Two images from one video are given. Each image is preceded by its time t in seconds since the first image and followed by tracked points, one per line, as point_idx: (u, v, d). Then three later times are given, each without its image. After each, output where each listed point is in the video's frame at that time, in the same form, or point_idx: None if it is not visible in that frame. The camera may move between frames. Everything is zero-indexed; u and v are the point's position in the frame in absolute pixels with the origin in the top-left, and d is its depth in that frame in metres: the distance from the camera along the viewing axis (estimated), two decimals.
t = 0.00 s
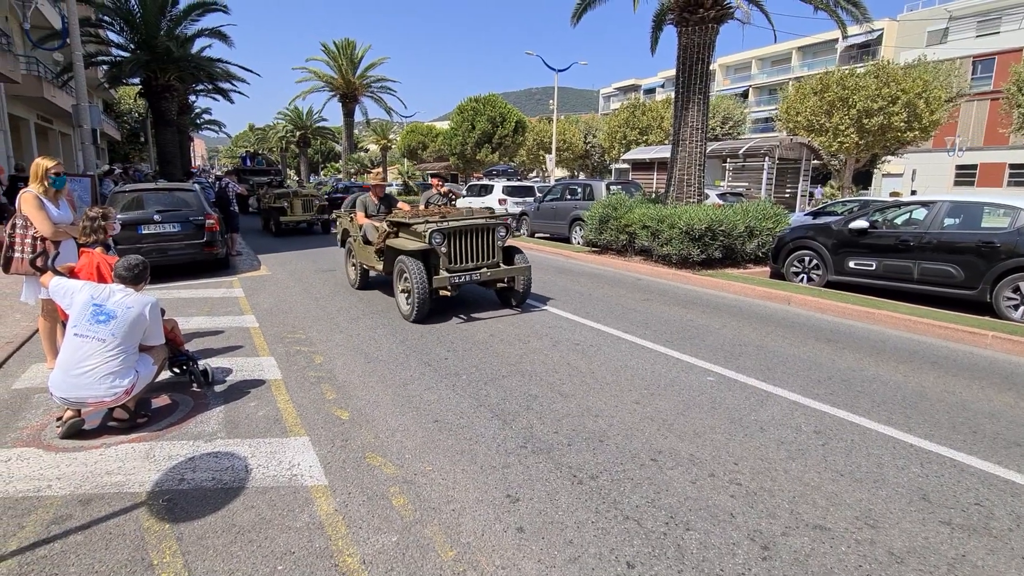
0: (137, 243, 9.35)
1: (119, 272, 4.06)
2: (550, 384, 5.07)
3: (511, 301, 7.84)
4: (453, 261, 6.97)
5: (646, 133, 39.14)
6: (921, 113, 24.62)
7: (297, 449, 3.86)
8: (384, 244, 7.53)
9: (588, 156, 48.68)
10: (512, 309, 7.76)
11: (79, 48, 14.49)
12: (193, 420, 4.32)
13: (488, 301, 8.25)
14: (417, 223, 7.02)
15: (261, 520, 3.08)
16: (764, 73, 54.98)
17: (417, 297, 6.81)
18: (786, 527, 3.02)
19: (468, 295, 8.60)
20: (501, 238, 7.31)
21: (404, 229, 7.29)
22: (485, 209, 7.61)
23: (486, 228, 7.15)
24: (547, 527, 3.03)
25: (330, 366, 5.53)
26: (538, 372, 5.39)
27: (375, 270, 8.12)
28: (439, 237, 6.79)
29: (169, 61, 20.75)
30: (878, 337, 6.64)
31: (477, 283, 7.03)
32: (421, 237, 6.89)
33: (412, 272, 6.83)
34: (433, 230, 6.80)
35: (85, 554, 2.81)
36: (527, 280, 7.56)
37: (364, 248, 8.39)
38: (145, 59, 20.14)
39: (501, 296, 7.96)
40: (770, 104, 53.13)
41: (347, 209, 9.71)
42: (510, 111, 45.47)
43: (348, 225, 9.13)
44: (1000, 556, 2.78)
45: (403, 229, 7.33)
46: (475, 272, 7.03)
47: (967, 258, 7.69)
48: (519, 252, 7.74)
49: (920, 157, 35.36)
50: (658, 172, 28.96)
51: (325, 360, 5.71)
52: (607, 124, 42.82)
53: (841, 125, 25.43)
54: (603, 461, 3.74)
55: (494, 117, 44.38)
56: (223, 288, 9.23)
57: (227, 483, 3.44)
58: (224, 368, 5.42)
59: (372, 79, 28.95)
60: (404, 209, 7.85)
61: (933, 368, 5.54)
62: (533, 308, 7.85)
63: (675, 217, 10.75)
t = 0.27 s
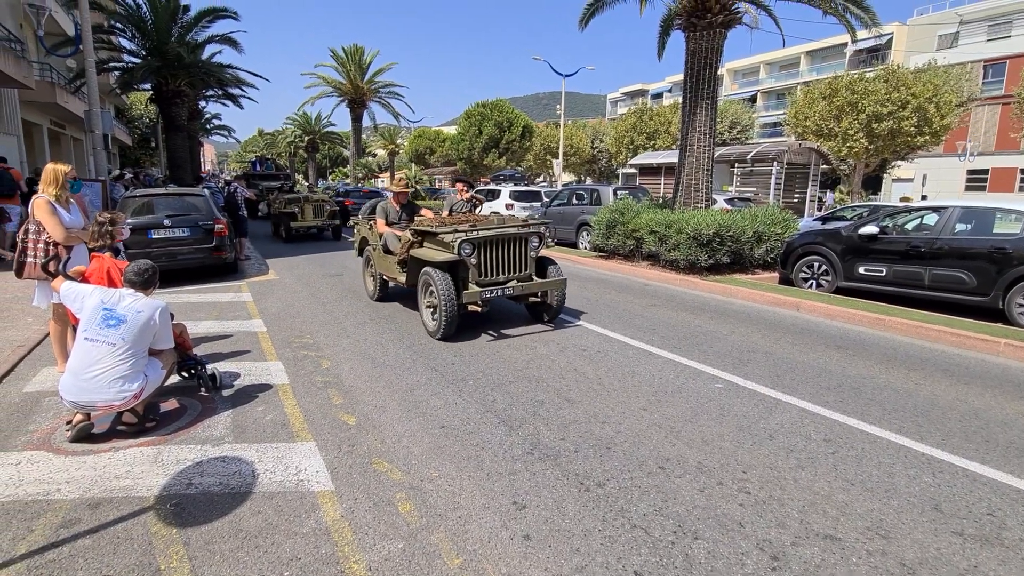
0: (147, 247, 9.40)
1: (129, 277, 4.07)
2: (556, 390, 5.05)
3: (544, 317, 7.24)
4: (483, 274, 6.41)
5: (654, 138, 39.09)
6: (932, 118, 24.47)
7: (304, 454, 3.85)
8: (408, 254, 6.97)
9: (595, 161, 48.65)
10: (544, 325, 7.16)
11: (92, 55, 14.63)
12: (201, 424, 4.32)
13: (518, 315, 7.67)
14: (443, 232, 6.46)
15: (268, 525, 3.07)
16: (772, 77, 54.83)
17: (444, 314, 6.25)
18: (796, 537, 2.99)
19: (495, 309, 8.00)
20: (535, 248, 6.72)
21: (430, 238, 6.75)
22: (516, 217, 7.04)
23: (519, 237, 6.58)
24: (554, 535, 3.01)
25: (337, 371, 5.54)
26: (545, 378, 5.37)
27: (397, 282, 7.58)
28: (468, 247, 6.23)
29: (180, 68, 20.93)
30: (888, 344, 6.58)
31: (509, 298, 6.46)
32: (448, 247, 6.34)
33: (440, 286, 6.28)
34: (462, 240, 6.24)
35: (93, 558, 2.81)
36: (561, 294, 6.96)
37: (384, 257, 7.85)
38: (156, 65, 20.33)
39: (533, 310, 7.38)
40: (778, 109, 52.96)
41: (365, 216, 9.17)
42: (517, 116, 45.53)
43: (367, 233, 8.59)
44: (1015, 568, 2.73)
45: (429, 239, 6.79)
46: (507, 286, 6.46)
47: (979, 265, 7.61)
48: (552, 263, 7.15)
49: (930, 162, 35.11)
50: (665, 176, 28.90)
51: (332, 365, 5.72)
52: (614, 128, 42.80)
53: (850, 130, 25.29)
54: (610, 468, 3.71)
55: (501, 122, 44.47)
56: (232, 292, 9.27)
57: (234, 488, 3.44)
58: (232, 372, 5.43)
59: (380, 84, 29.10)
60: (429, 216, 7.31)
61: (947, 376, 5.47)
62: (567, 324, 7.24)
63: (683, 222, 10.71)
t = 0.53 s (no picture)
0: (156, 250, 9.45)
1: (137, 280, 4.09)
2: (562, 396, 5.02)
3: (580, 333, 6.70)
4: (517, 288, 5.92)
5: (660, 142, 39.04)
6: (941, 122, 24.31)
7: (310, 458, 3.85)
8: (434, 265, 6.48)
9: (601, 165, 48.63)
10: (581, 343, 6.62)
11: (103, 60, 14.77)
12: (207, 427, 4.32)
13: (551, 332, 7.13)
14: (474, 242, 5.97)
15: (273, 529, 3.07)
16: (779, 82, 54.65)
17: (475, 331, 5.72)
18: (804, 546, 2.95)
19: (524, 324, 7.46)
20: (572, 260, 6.22)
21: (459, 247, 6.24)
22: (551, 226, 6.56)
23: (555, 247, 6.09)
24: (559, 542, 2.98)
25: (343, 374, 5.53)
26: (550, 383, 5.34)
27: (420, 293, 7.06)
28: (501, 259, 5.75)
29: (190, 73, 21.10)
30: (898, 350, 6.51)
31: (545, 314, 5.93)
32: (480, 258, 5.83)
33: (470, 300, 5.76)
34: (495, 251, 5.75)
35: (99, 560, 2.81)
36: (599, 309, 6.43)
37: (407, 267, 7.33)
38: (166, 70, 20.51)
39: (568, 327, 6.83)
40: (786, 113, 52.79)
41: (384, 223, 8.66)
42: (523, 120, 45.62)
43: (387, 241, 8.09)
44: None
45: (458, 248, 6.28)
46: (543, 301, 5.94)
47: (991, 271, 7.52)
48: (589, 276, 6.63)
49: (939, 166, 34.86)
50: (672, 181, 28.85)
51: (337, 368, 5.72)
52: (620, 133, 42.79)
53: (858, 134, 25.17)
54: (616, 474, 3.68)
55: (507, 127, 44.55)
56: (239, 295, 9.30)
57: (240, 491, 3.44)
58: (238, 375, 5.43)
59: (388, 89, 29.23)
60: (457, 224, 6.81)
61: (958, 383, 5.40)
62: (604, 341, 6.69)
63: (690, 227, 10.67)
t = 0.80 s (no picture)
0: (163, 255, 9.52)
1: (144, 284, 4.09)
2: (566, 401, 5.00)
3: (622, 353, 6.08)
4: (557, 305, 5.31)
5: (666, 147, 39.05)
6: (949, 127, 24.21)
7: (314, 463, 3.83)
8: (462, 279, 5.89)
9: (606, 171, 48.68)
10: (624, 364, 6.00)
11: (114, 66, 14.91)
12: (212, 431, 4.32)
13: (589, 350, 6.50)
14: (508, 253, 5.36)
15: (276, 534, 3.05)
16: (785, 87, 54.61)
17: (510, 355, 5.12)
18: (812, 555, 2.91)
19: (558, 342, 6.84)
20: (616, 273, 5.60)
21: (490, 259, 5.63)
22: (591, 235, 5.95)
23: (597, 259, 5.47)
24: (564, 550, 2.95)
25: (348, 379, 5.52)
26: (555, 389, 5.32)
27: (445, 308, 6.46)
28: (539, 272, 5.15)
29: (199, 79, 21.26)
30: (907, 357, 6.45)
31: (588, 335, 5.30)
32: (514, 272, 5.22)
33: (505, 319, 5.16)
34: (532, 264, 5.13)
35: (103, 564, 2.80)
36: (644, 328, 5.79)
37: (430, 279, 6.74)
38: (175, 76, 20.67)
39: (609, 346, 6.19)
40: (792, 119, 52.72)
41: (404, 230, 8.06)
42: (529, 126, 45.74)
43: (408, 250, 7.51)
44: None
45: (489, 260, 5.67)
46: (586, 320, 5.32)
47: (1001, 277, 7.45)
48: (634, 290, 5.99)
49: (948, 172, 34.67)
50: (677, 186, 28.83)
51: (342, 373, 5.72)
52: (626, 138, 42.83)
53: (865, 140, 25.09)
54: (620, 482, 3.65)
55: (513, 132, 44.65)
56: (245, 300, 9.31)
57: (244, 496, 3.42)
58: (244, 380, 5.43)
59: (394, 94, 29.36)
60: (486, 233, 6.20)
61: (968, 391, 5.33)
62: (649, 362, 6.08)
63: (696, 232, 10.63)
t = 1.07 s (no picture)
0: (170, 260, 9.56)
1: (151, 289, 4.10)
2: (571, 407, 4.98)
3: (673, 377, 5.44)
4: (604, 325, 4.71)
5: (671, 153, 39.02)
6: (956, 132, 24.12)
7: (319, 468, 3.82)
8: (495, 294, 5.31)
9: (611, 176, 48.69)
10: (677, 390, 5.35)
11: (123, 73, 15.03)
12: (217, 436, 4.31)
13: (632, 373, 5.87)
14: (548, 266, 4.76)
15: (280, 540, 3.04)
16: (791, 92, 54.55)
17: (555, 384, 4.51)
18: (820, 564, 2.87)
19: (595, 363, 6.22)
20: (668, 288, 5.01)
21: (528, 274, 5.03)
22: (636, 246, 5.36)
23: (648, 274, 4.87)
24: (568, 557, 2.93)
25: (353, 384, 5.51)
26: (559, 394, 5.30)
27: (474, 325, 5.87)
28: (585, 288, 4.55)
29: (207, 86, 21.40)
30: (915, 364, 6.40)
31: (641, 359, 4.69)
32: (558, 288, 4.63)
33: (549, 340, 4.57)
34: (579, 279, 4.53)
35: (108, 569, 2.80)
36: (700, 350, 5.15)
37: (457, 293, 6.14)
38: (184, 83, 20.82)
39: (657, 369, 5.55)
40: (798, 123, 52.62)
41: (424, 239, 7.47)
42: (534, 131, 45.83)
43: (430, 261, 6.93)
44: None
45: (527, 274, 5.07)
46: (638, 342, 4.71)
47: (1011, 283, 7.39)
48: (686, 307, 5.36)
49: (955, 177, 34.49)
50: (682, 191, 28.79)
51: (347, 378, 5.71)
52: (631, 143, 42.84)
53: (872, 145, 25.02)
54: (626, 488, 3.62)
55: (518, 137, 44.75)
56: (251, 305, 9.32)
57: (248, 501, 3.42)
58: (249, 384, 5.43)
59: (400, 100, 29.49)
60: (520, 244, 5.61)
61: (979, 399, 5.27)
62: (702, 387, 5.44)
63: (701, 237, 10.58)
